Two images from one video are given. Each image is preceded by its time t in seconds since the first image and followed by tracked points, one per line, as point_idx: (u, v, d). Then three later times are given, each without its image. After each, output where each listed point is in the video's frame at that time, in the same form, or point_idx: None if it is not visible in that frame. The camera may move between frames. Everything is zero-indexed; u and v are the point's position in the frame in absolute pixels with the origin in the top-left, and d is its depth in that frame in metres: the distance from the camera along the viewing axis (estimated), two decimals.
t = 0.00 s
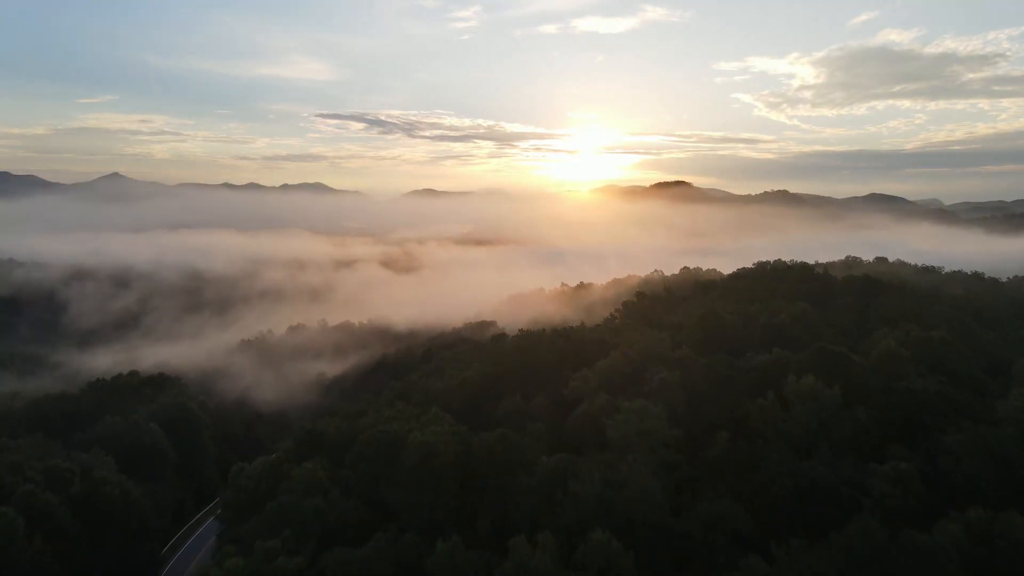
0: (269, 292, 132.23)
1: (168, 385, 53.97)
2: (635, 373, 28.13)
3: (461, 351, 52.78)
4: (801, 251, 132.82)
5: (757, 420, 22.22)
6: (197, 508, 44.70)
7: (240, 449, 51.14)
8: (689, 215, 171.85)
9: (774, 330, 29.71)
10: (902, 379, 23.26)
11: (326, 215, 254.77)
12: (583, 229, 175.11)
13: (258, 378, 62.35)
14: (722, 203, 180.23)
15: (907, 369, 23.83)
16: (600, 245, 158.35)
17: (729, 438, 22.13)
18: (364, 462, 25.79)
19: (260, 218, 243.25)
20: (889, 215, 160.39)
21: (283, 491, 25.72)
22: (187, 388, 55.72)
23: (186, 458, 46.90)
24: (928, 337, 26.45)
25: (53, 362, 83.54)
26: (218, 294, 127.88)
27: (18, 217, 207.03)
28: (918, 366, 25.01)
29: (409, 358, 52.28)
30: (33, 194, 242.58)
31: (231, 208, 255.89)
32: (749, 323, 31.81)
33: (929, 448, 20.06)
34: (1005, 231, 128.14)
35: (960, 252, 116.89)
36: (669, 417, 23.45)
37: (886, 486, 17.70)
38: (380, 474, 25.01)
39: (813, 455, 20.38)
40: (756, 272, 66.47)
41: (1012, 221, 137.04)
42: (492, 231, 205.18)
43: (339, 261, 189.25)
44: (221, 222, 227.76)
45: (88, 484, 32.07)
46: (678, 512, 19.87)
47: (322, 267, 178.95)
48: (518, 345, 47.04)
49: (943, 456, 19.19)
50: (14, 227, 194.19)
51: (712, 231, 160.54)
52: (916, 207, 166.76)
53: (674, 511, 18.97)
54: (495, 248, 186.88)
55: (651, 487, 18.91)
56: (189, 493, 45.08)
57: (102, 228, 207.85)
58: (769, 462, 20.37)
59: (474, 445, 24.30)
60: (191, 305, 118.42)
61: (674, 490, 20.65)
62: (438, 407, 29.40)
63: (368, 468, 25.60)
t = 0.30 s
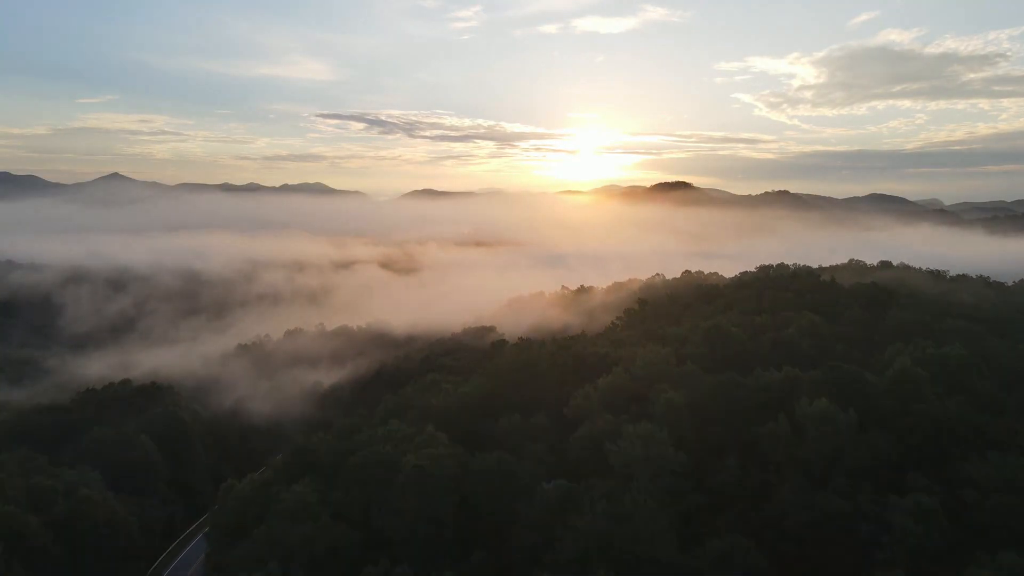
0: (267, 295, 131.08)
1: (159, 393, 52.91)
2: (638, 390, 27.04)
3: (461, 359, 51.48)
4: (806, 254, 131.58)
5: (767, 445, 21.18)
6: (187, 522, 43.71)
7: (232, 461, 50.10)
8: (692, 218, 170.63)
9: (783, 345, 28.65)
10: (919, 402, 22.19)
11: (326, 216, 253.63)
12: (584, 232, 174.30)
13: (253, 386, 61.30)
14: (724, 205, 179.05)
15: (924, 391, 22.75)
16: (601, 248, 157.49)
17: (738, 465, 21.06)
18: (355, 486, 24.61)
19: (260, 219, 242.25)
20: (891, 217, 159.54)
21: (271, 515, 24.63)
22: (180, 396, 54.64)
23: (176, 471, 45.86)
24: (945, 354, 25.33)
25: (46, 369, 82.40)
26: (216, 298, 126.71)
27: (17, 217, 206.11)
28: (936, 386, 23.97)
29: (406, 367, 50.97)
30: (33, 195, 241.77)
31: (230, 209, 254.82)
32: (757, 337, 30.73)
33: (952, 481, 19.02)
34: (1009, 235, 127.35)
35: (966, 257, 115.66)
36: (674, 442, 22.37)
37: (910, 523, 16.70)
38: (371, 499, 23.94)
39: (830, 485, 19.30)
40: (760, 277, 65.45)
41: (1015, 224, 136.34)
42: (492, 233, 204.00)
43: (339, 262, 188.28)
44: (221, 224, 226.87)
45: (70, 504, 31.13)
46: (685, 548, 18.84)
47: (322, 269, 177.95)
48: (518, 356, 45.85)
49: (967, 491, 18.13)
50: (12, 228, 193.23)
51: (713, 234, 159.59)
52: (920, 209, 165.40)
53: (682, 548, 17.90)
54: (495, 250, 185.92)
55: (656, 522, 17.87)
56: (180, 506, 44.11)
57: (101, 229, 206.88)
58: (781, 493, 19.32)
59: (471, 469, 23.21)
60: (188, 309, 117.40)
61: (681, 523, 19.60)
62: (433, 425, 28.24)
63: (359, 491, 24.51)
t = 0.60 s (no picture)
0: (265, 298, 129.89)
1: (152, 402, 51.78)
2: (641, 410, 26.06)
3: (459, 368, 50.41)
4: (809, 257, 130.47)
5: (777, 472, 20.22)
6: (178, 537, 42.79)
7: (226, 473, 49.16)
8: (693, 220, 169.51)
9: (791, 361, 27.62)
10: (937, 427, 21.20)
11: (325, 218, 252.57)
12: (586, 235, 173.29)
13: (248, 394, 60.24)
14: (726, 207, 178.04)
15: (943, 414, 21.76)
16: (602, 250, 156.36)
17: (746, 493, 20.12)
18: (345, 512, 23.48)
19: (260, 220, 240.98)
20: (894, 218, 158.84)
21: (256, 540, 23.56)
22: (173, 405, 53.57)
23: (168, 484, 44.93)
24: (961, 372, 24.36)
25: (40, 374, 81.26)
26: (214, 301, 125.51)
27: (15, 218, 204.37)
28: (953, 407, 22.96)
29: (403, 378, 49.86)
30: (30, 196, 240.31)
31: (229, 210, 253.67)
32: (763, 352, 29.77)
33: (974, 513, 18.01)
34: (1014, 237, 126.54)
35: (971, 261, 114.50)
36: (680, 466, 21.38)
37: (934, 563, 15.68)
38: (361, 525, 22.89)
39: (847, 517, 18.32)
40: (764, 283, 64.50)
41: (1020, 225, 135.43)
42: (493, 234, 202.71)
43: (338, 263, 187.16)
44: (220, 226, 225.59)
45: (51, 526, 30.17)
46: None
47: (321, 271, 176.76)
48: (517, 368, 44.77)
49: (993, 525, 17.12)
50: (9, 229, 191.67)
51: (717, 236, 158.95)
52: (923, 210, 164.24)
53: None
54: (496, 252, 184.78)
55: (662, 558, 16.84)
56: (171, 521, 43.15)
57: (99, 231, 205.43)
58: (794, 527, 18.33)
59: (467, 496, 22.21)
60: (185, 313, 116.16)
61: (688, 557, 18.60)
62: (427, 445, 27.14)
63: (349, 515, 23.44)
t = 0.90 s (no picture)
0: (263, 302, 128.76)
1: (143, 412, 50.64)
2: (645, 432, 24.95)
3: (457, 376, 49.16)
4: (813, 261, 129.16)
5: (790, 504, 19.14)
6: (168, 553, 41.69)
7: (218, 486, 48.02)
8: (695, 223, 168.51)
9: (801, 381, 26.57)
10: (959, 455, 20.11)
11: (324, 220, 251.18)
12: (587, 238, 172.23)
13: (242, 403, 59.10)
14: (728, 209, 176.98)
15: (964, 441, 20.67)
16: (604, 253, 155.25)
17: (757, 527, 19.01)
18: (333, 541, 22.32)
19: (259, 222, 239.79)
20: (897, 220, 157.81)
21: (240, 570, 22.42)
22: (164, 415, 52.45)
23: (159, 498, 43.83)
24: (981, 393, 23.25)
25: (33, 381, 79.86)
26: (211, 305, 124.09)
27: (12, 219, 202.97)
28: (975, 435, 21.84)
29: (400, 389, 48.43)
30: (28, 198, 239.05)
31: (228, 212, 252.34)
32: (773, 369, 28.65)
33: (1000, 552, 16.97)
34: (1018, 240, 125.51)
35: (977, 264, 113.13)
36: (687, 496, 20.29)
37: None
38: (350, 555, 21.76)
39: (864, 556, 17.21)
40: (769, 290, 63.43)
41: None
42: (493, 237, 201.63)
43: (337, 265, 185.97)
44: (219, 228, 224.36)
45: (31, 548, 29.04)
46: None
47: (320, 273, 175.53)
48: (518, 380, 43.49)
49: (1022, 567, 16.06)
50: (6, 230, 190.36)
51: (719, 240, 157.97)
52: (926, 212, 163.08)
53: None
54: (495, 254, 183.60)
55: None
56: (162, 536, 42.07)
57: (97, 232, 204.02)
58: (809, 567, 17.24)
59: (462, 525, 21.06)
60: (181, 316, 114.87)
61: None
62: (422, 469, 25.98)
63: (337, 544, 22.30)
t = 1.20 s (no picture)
0: (262, 305, 127.69)
1: (134, 423, 49.56)
2: (649, 454, 23.82)
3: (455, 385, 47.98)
4: (817, 265, 127.77)
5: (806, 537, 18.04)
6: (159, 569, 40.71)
7: (209, 499, 46.95)
8: (698, 228, 167.81)
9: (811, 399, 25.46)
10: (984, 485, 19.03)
11: (323, 222, 250.06)
12: (588, 241, 171.36)
13: (236, 412, 58.05)
14: (729, 211, 176.18)
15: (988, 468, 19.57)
16: (605, 257, 154.21)
17: (769, 562, 17.99)
18: (321, 574, 21.18)
19: (258, 223, 238.43)
20: (900, 223, 156.88)
21: None
22: (156, 426, 51.39)
23: (149, 512, 42.79)
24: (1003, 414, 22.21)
25: (26, 388, 78.59)
26: (208, 308, 122.85)
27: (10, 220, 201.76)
28: (999, 459, 20.73)
29: (397, 401, 47.14)
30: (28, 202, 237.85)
31: (227, 215, 251.04)
32: (781, 387, 27.58)
33: None
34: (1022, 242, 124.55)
35: (983, 268, 111.80)
36: (694, 526, 19.26)
37: None
38: None
39: None
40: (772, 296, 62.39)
41: None
42: (494, 240, 200.61)
43: (336, 267, 184.85)
44: (218, 230, 223.19)
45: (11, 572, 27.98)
46: None
47: (319, 275, 174.44)
48: (517, 392, 42.26)
49: None
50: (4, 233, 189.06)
51: (721, 243, 157.25)
52: (928, 214, 162.32)
53: None
54: (496, 256, 182.51)
55: None
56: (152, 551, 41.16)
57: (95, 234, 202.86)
58: None
59: (457, 558, 19.94)
60: (178, 320, 113.74)
61: None
62: (415, 494, 24.94)
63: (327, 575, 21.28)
